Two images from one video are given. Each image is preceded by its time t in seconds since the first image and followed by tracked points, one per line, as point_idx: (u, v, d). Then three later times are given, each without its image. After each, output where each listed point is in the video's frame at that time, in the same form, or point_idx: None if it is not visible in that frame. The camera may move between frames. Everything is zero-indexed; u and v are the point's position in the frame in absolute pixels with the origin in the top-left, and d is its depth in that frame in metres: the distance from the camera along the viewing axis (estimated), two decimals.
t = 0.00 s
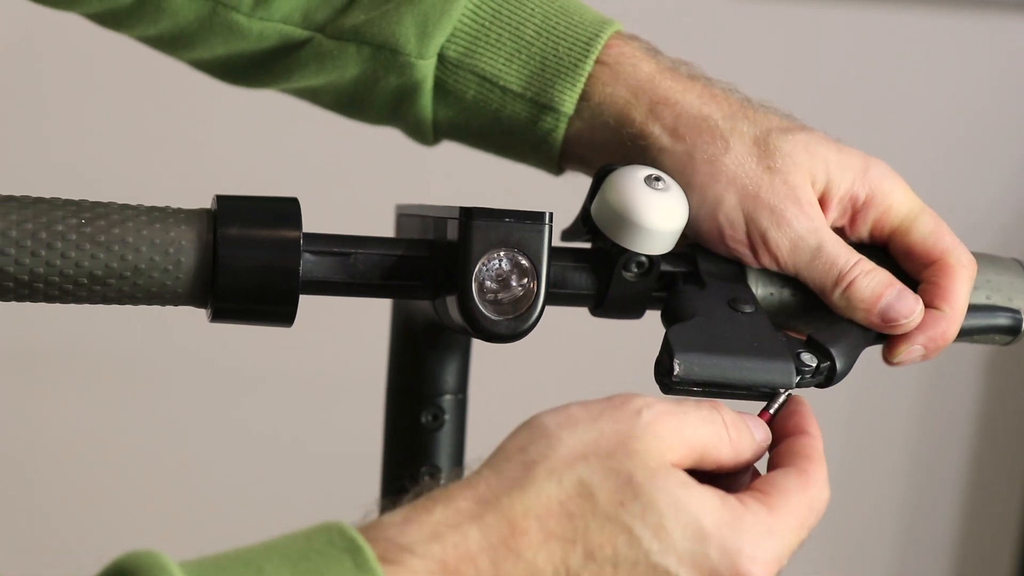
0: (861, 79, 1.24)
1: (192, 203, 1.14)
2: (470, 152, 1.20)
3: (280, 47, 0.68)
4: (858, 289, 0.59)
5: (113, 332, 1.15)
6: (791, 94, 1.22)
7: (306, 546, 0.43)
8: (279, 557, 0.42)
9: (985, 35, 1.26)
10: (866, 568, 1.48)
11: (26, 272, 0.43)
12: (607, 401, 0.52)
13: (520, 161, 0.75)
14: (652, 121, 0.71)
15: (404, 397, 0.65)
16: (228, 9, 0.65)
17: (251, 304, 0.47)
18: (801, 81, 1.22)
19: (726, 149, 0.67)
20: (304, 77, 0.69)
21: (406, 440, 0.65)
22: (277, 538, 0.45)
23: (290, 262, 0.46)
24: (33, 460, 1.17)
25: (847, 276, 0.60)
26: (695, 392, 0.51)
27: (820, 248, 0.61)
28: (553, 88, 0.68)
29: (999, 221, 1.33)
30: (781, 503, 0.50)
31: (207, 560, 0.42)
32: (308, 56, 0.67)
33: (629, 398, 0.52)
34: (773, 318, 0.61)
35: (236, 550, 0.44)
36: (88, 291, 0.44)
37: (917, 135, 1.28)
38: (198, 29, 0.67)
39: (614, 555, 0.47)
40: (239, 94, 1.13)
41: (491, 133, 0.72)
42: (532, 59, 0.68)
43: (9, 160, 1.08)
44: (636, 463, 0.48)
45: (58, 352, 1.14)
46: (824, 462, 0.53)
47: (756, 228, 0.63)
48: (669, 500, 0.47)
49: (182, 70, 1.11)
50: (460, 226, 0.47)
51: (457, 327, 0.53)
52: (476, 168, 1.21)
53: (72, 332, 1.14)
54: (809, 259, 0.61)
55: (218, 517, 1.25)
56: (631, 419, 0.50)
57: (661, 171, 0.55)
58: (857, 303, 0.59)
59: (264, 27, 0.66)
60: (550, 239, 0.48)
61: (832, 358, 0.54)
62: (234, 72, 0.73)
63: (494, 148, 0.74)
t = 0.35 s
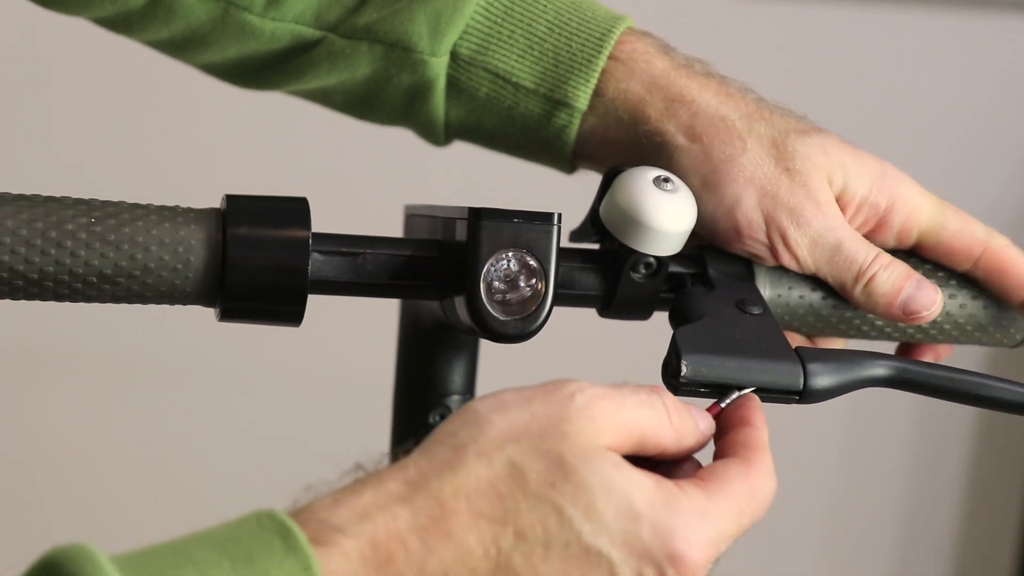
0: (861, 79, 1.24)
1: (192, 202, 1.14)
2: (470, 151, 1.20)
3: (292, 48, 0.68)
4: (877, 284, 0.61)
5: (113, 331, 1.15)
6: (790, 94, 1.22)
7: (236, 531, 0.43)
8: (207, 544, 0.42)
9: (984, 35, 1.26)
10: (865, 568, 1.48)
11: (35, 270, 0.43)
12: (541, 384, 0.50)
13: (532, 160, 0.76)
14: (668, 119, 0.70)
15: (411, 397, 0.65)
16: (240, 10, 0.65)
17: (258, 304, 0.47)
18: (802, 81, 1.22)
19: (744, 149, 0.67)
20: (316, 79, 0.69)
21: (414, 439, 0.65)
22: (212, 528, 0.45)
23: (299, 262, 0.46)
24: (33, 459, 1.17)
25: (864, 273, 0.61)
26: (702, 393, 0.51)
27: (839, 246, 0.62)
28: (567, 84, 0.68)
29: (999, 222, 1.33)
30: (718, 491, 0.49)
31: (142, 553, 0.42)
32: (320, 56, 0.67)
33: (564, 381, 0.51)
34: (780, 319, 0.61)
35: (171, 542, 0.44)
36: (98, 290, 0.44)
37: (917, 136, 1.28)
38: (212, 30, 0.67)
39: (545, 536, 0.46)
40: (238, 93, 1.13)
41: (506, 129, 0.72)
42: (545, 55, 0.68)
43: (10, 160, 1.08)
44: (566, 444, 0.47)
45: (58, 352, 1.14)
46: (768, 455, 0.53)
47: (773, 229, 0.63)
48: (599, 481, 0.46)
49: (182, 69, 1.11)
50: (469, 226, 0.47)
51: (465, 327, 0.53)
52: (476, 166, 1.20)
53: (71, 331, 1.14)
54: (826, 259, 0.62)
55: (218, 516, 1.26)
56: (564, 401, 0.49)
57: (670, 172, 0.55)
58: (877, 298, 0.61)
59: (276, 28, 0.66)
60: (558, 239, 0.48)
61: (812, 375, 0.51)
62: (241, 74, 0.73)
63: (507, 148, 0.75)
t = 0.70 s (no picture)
0: (863, 78, 1.24)
1: (191, 202, 1.14)
2: (470, 152, 1.20)
3: (311, 32, 0.68)
4: (846, 327, 0.54)
5: (113, 332, 1.15)
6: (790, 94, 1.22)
7: (314, 540, 0.38)
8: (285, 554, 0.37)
9: (984, 36, 1.26)
10: (865, 568, 1.48)
11: (24, 272, 0.43)
12: (552, 377, 0.50)
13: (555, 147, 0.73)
14: (683, 127, 0.67)
15: (404, 397, 0.65)
16: None
17: (249, 305, 0.47)
18: (803, 81, 1.21)
19: (756, 162, 0.63)
20: (337, 64, 0.69)
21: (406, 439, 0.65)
22: (285, 537, 0.40)
23: (290, 262, 0.46)
24: (33, 459, 1.17)
25: (842, 311, 0.55)
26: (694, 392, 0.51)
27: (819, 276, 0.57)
28: (580, 84, 0.65)
29: (998, 222, 1.33)
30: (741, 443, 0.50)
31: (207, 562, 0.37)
32: (340, 43, 0.67)
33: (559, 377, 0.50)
34: (773, 317, 0.61)
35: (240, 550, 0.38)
36: (87, 291, 0.44)
37: (917, 135, 1.28)
38: (233, 10, 0.66)
39: (628, 487, 0.44)
40: (240, 94, 1.13)
41: (526, 124, 0.70)
42: (560, 52, 0.65)
43: (10, 161, 1.08)
44: (607, 405, 0.47)
45: (58, 352, 1.14)
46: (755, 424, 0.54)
47: (770, 250, 0.60)
48: (654, 427, 0.46)
49: (184, 69, 1.11)
50: (459, 225, 0.47)
51: (457, 327, 0.53)
52: (476, 167, 1.20)
53: (71, 331, 1.14)
54: (812, 288, 0.58)
55: (217, 517, 1.25)
56: (576, 383, 0.49)
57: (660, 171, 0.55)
58: (842, 344, 0.54)
59: (295, 13, 0.65)
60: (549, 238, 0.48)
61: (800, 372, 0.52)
62: (271, 51, 0.71)
63: (532, 137, 0.72)
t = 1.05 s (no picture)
0: (862, 78, 1.24)
1: (192, 203, 1.14)
2: (470, 152, 1.20)
3: (307, 40, 0.67)
4: (856, 336, 0.53)
5: (114, 332, 1.15)
6: (790, 94, 1.21)
7: (276, 533, 0.39)
8: (246, 545, 0.38)
9: (984, 36, 1.26)
10: (865, 568, 1.48)
11: (25, 273, 0.43)
12: (589, 398, 0.49)
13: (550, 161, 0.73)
14: (682, 141, 0.65)
15: (402, 397, 0.65)
16: (254, 2, 0.63)
17: (249, 305, 0.47)
18: (801, 81, 1.21)
19: (756, 176, 0.63)
20: (333, 73, 0.68)
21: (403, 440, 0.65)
22: (226, 517, 0.41)
23: (290, 263, 0.46)
24: (33, 460, 1.17)
25: (851, 319, 0.54)
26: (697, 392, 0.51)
27: (830, 285, 0.57)
28: (574, 100, 0.65)
29: (999, 222, 1.33)
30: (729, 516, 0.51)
31: (153, 542, 0.38)
32: (334, 54, 0.66)
33: (609, 395, 0.50)
34: (773, 318, 0.61)
35: (182, 531, 0.40)
36: (88, 292, 0.44)
37: (917, 135, 1.28)
38: (228, 17, 0.65)
39: (584, 567, 0.46)
40: (239, 94, 1.13)
41: (519, 137, 0.70)
42: (554, 68, 0.65)
43: (10, 161, 1.08)
44: (618, 477, 0.48)
45: (58, 352, 1.14)
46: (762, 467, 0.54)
47: (777, 260, 0.60)
48: (643, 517, 0.47)
49: (185, 69, 1.11)
50: (461, 226, 0.47)
51: (457, 326, 0.53)
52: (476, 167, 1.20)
53: (71, 331, 1.14)
54: (821, 297, 0.57)
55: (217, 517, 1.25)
56: (612, 424, 0.49)
57: (660, 171, 0.55)
58: (853, 353, 0.53)
59: (291, 22, 0.64)
60: (551, 239, 0.48)
61: (802, 371, 0.52)
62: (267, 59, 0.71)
63: (526, 150, 0.72)
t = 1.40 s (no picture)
0: (863, 77, 1.24)
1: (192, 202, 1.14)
2: (471, 152, 1.20)
3: (314, 39, 0.67)
4: (870, 356, 0.55)
5: (115, 331, 1.15)
6: (790, 93, 1.21)
7: (269, 570, 0.36)
8: None
9: (985, 36, 1.27)
10: (864, 568, 1.48)
11: (27, 273, 0.43)
12: (608, 465, 0.47)
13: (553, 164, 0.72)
14: (690, 149, 0.65)
15: (405, 398, 0.65)
16: None
17: (251, 304, 0.47)
18: (802, 80, 1.21)
19: (765, 183, 0.63)
20: (339, 72, 0.68)
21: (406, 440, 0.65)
22: (218, 515, 0.37)
23: (289, 262, 0.46)
24: (34, 459, 1.17)
25: (864, 334, 0.55)
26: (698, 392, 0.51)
27: (843, 297, 0.58)
28: (580, 107, 0.65)
29: (999, 222, 1.33)
30: (694, 551, 0.53)
31: (139, 549, 0.35)
32: (340, 54, 0.66)
33: (626, 457, 0.48)
34: (773, 318, 0.62)
35: (171, 529, 0.36)
36: (90, 291, 0.44)
37: (917, 135, 1.28)
38: (234, 14, 0.65)
39: None
40: (240, 93, 1.13)
41: (526, 142, 0.70)
42: (560, 74, 0.64)
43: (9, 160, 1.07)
44: (608, 549, 0.48)
45: (59, 352, 1.14)
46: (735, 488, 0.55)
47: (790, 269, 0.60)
48: None
49: (186, 69, 1.11)
50: (462, 225, 0.47)
51: (458, 326, 0.53)
52: (476, 166, 1.20)
53: (70, 330, 1.14)
54: (831, 309, 0.58)
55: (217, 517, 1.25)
56: (620, 496, 0.48)
57: (661, 172, 0.55)
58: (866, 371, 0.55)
59: (298, 19, 0.64)
60: (551, 239, 0.48)
61: (803, 372, 0.52)
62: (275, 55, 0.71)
63: (529, 152, 0.71)
